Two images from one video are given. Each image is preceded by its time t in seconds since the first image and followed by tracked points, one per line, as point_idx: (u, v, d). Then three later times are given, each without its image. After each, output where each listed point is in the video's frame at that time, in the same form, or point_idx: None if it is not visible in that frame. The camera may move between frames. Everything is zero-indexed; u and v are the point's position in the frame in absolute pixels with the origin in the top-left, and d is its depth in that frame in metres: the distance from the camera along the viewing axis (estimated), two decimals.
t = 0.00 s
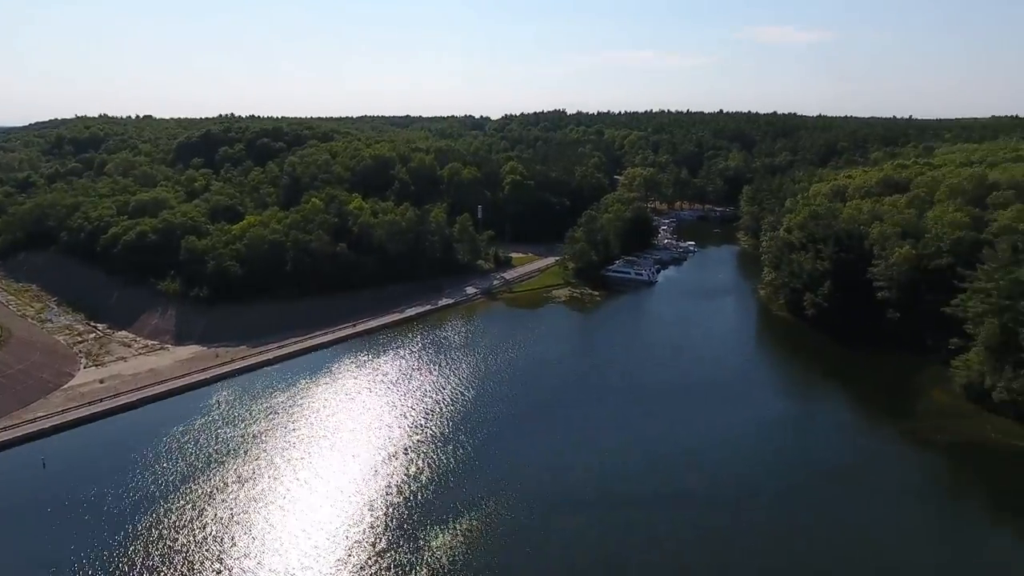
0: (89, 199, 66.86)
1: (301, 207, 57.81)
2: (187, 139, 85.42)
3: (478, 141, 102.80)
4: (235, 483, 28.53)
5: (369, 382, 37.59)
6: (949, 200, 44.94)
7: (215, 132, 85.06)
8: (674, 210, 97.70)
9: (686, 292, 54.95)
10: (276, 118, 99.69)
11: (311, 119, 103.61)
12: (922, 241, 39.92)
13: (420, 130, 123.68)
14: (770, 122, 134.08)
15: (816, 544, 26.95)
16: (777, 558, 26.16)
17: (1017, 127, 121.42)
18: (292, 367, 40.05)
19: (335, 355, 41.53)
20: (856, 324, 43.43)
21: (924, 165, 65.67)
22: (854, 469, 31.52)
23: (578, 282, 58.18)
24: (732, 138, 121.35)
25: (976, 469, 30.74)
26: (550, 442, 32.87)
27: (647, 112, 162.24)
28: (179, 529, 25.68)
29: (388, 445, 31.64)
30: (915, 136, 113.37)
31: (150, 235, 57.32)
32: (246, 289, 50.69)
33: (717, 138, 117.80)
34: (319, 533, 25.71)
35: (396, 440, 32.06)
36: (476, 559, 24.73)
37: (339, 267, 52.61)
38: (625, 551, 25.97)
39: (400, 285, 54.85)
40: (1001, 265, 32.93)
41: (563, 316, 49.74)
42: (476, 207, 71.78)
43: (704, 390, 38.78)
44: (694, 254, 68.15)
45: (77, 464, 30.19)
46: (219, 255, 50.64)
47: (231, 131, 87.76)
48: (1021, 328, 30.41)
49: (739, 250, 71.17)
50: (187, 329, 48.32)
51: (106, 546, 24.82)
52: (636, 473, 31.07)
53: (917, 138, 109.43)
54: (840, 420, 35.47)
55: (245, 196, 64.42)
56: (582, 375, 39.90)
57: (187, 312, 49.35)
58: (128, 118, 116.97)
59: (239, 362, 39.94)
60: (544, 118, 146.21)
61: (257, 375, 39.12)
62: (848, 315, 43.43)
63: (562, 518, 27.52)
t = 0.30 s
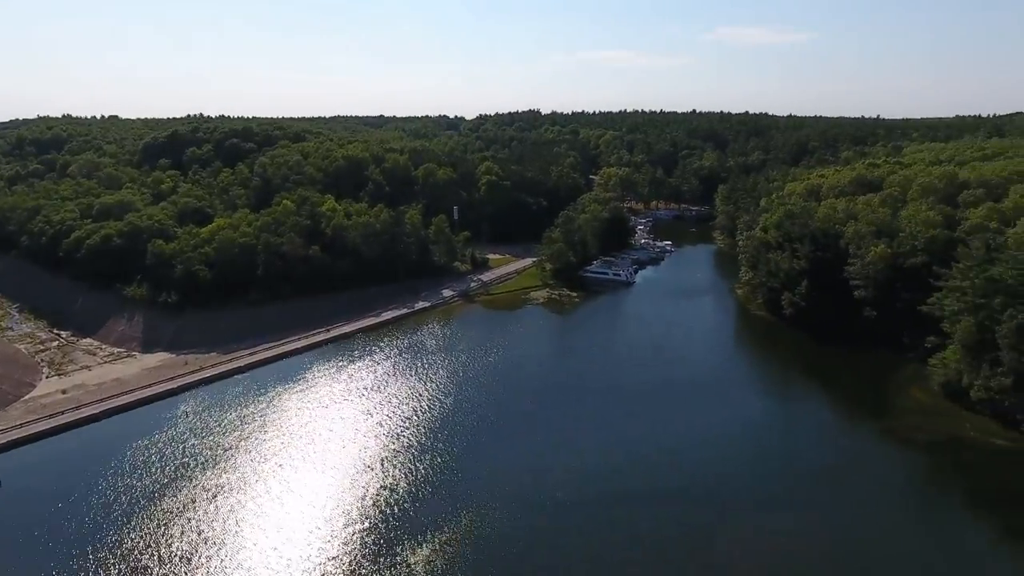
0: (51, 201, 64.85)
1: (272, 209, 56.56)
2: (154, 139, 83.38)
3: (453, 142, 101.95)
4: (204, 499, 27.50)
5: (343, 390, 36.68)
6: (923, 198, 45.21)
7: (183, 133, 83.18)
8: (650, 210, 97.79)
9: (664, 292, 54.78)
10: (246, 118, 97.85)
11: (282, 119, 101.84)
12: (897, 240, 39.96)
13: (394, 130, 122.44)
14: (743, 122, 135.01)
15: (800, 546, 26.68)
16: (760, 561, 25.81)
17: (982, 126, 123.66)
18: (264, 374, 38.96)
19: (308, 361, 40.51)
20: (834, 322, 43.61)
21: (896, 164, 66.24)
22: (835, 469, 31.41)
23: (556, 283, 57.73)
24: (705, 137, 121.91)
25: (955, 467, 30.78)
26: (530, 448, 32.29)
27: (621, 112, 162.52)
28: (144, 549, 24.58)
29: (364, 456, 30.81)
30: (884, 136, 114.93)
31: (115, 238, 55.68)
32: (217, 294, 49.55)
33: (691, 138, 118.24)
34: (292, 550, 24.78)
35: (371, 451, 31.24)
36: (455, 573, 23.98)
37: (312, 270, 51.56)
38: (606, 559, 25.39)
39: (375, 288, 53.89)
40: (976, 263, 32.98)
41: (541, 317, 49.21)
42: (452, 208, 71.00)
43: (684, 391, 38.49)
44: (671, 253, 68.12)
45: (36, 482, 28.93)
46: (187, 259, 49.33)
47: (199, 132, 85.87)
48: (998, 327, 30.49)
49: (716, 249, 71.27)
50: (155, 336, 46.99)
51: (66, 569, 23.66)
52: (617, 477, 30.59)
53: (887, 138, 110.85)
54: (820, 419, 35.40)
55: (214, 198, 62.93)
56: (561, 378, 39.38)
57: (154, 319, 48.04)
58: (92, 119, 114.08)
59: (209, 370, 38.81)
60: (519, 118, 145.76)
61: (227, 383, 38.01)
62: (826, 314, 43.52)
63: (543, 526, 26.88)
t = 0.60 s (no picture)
0: (37, 202, 63.82)
1: (262, 210, 55.74)
2: (143, 140, 82.33)
3: (446, 142, 101.24)
4: (188, 511, 26.66)
5: (333, 396, 35.92)
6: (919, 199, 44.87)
7: (172, 133, 82.18)
8: (644, 210, 97.38)
9: (659, 293, 54.22)
10: (236, 119, 96.90)
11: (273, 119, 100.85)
12: (894, 241, 39.51)
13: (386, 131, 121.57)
14: (736, 122, 134.73)
15: (801, 552, 26.08)
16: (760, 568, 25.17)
17: (975, 126, 123.82)
18: (251, 380, 38.17)
19: (298, 366, 39.74)
20: (831, 324, 43.11)
21: (891, 164, 66.00)
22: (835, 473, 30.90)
23: (550, 284, 57.10)
24: (699, 137, 121.52)
25: (956, 471, 30.33)
26: (524, 454, 31.60)
27: (615, 113, 162.11)
28: (123, 564, 23.67)
29: (354, 465, 30.03)
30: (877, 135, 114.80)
31: (102, 240, 54.72)
32: (205, 297, 48.74)
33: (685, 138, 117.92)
34: (278, 564, 23.92)
35: (361, 459, 30.47)
36: None
37: (303, 272, 50.79)
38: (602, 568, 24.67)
39: (366, 290, 53.15)
40: (976, 264, 32.55)
41: (535, 320, 48.57)
42: (445, 209, 70.34)
43: (680, 395, 37.89)
44: (666, 255, 67.63)
45: (16, 492, 28.09)
46: (175, 261, 48.49)
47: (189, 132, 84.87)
48: (999, 329, 30.07)
49: (710, 250, 70.87)
50: (142, 340, 46.16)
51: None
52: (613, 484, 29.91)
53: (880, 138, 110.80)
54: (818, 422, 34.93)
55: (203, 199, 62.02)
56: (555, 382, 38.72)
57: (142, 322, 47.21)
58: (81, 118, 112.82)
59: (196, 375, 38.01)
60: (513, 118, 145.11)
61: (214, 389, 37.16)
62: (823, 316, 43.06)
63: (538, 536, 26.11)
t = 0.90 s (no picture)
0: (30, 203, 63.15)
1: (257, 211, 55.03)
2: (138, 139, 81.64)
3: (444, 142, 100.64)
4: (175, 523, 25.83)
5: (326, 402, 35.13)
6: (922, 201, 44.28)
7: (168, 133, 81.52)
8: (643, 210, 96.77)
9: (659, 296, 53.58)
10: (234, 118, 96.21)
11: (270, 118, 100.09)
12: (899, 243, 38.90)
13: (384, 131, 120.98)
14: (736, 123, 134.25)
15: (806, 562, 25.38)
16: None
17: (975, 126, 123.39)
18: (243, 385, 37.39)
19: (290, 372, 38.96)
20: (833, 327, 42.48)
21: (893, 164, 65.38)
22: (839, 480, 30.28)
23: (549, 286, 56.47)
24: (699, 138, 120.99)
25: (963, 479, 29.72)
26: (522, 463, 30.82)
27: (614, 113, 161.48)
28: None
29: (347, 474, 29.22)
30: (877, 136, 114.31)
31: (95, 242, 54.05)
32: (200, 299, 48.08)
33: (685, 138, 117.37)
34: None
35: (354, 469, 29.65)
36: None
37: (299, 274, 50.12)
38: None
39: (363, 293, 52.48)
40: (983, 267, 31.93)
41: (534, 323, 47.95)
42: (443, 210, 69.73)
43: (681, 400, 37.19)
44: (666, 256, 67.05)
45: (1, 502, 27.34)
46: (169, 263, 47.81)
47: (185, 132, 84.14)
48: (1008, 334, 29.43)
49: (711, 251, 70.29)
50: (135, 343, 45.48)
51: None
52: (614, 492, 29.16)
53: (880, 138, 110.30)
54: (821, 428, 34.30)
55: (198, 199, 61.36)
56: (553, 387, 37.99)
57: (135, 325, 46.56)
58: (77, 118, 112.08)
59: (187, 380, 37.30)
60: (511, 118, 144.41)
61: (206, 394, 36.43)
62: (825, 318, 42.48)
63: (536, 548, 25.32)
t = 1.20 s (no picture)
0: (24, 204, 62.42)
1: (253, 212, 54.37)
2: (134, 139, 80.90)
3: (443, 142, 99.97)
4: (163, 535, 24.93)
5: (320, 409, 34.34)
6: (926, 202, 43.63)
7: (164, 133, 80.80)
8: (643, 211, 96.17)
9: (659, 298, 52.94)
10: (231, 118, 95.51)
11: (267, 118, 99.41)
12: (904, 245, 38.28)
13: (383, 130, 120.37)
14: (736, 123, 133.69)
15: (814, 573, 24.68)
16: None
17: (976, 126, 122.98)
18: (235, 391, 36.61)
19: (284, 377, 38.18)
20: (837, 331, 41.85)
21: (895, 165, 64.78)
22: (845, 487, 29.64)
23: (548, 288, 55.83)
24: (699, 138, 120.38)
25: (972, 486, 29.10)
26: (521, 471, 30.00)
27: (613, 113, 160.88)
28: None
29: (340, 484, 28.40)
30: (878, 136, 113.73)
31: (89, 243, 53.33)
32: (195, 302, 47.48)
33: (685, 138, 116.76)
34: None
35: (349, 478, 28.82)
36: None
37: (295, 277, 49.47)
38: None
39: (360, 295, 51.82)
40: (991, 271, 31.28)
41: (533, 326, 47.30)
42: (441, 211, 69.07)
43: (683, 405, 36.50)
44: (666, 257, 66.39)
45: None
46: (163, 265, 47.16)
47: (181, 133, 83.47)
48: (1017, 339, 28.76)
49: (711, 253, 69.66)
50: (129, 347, 44.83)
51: None
52: (615, 501, 28.38)
53: (881, 138, 109.75)
54: (827, 434, 33.64)
55: (194, 200, 60.67)
56: (551, 393, 37.21)
57: (128, 328, 45.88)
58: (74, 118, 111.41)
59: (179, 385, 36.56)
60: (511, 118, 143.74)
61: (198, 400, 35.64)
62: (829, 322, 41.88)
63: (537, 560, 24.52)
